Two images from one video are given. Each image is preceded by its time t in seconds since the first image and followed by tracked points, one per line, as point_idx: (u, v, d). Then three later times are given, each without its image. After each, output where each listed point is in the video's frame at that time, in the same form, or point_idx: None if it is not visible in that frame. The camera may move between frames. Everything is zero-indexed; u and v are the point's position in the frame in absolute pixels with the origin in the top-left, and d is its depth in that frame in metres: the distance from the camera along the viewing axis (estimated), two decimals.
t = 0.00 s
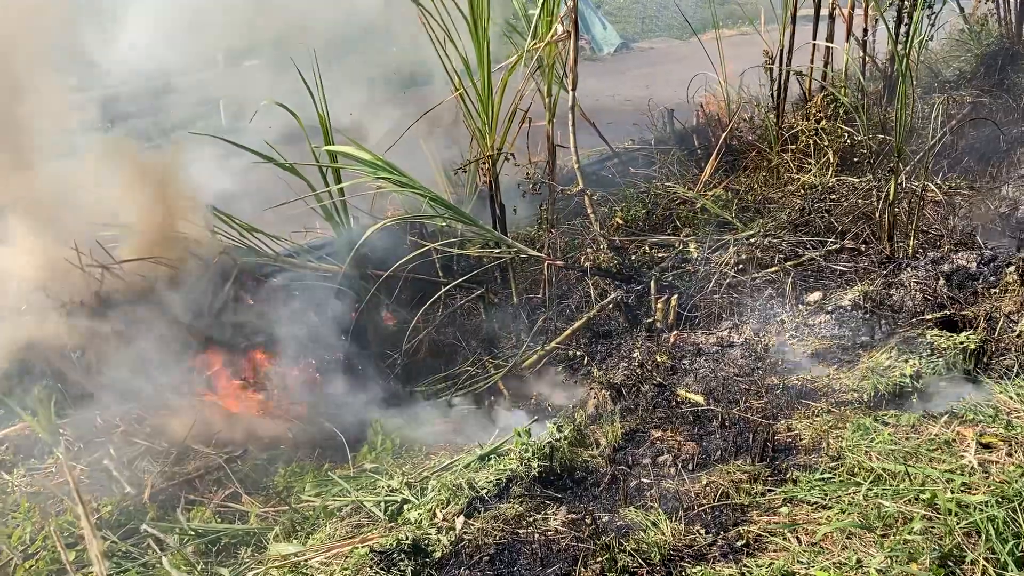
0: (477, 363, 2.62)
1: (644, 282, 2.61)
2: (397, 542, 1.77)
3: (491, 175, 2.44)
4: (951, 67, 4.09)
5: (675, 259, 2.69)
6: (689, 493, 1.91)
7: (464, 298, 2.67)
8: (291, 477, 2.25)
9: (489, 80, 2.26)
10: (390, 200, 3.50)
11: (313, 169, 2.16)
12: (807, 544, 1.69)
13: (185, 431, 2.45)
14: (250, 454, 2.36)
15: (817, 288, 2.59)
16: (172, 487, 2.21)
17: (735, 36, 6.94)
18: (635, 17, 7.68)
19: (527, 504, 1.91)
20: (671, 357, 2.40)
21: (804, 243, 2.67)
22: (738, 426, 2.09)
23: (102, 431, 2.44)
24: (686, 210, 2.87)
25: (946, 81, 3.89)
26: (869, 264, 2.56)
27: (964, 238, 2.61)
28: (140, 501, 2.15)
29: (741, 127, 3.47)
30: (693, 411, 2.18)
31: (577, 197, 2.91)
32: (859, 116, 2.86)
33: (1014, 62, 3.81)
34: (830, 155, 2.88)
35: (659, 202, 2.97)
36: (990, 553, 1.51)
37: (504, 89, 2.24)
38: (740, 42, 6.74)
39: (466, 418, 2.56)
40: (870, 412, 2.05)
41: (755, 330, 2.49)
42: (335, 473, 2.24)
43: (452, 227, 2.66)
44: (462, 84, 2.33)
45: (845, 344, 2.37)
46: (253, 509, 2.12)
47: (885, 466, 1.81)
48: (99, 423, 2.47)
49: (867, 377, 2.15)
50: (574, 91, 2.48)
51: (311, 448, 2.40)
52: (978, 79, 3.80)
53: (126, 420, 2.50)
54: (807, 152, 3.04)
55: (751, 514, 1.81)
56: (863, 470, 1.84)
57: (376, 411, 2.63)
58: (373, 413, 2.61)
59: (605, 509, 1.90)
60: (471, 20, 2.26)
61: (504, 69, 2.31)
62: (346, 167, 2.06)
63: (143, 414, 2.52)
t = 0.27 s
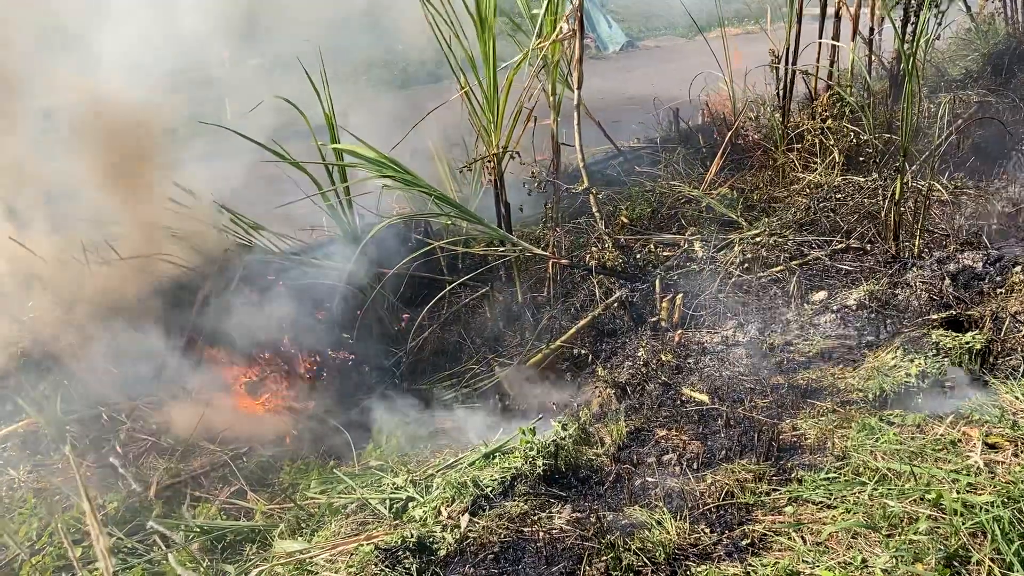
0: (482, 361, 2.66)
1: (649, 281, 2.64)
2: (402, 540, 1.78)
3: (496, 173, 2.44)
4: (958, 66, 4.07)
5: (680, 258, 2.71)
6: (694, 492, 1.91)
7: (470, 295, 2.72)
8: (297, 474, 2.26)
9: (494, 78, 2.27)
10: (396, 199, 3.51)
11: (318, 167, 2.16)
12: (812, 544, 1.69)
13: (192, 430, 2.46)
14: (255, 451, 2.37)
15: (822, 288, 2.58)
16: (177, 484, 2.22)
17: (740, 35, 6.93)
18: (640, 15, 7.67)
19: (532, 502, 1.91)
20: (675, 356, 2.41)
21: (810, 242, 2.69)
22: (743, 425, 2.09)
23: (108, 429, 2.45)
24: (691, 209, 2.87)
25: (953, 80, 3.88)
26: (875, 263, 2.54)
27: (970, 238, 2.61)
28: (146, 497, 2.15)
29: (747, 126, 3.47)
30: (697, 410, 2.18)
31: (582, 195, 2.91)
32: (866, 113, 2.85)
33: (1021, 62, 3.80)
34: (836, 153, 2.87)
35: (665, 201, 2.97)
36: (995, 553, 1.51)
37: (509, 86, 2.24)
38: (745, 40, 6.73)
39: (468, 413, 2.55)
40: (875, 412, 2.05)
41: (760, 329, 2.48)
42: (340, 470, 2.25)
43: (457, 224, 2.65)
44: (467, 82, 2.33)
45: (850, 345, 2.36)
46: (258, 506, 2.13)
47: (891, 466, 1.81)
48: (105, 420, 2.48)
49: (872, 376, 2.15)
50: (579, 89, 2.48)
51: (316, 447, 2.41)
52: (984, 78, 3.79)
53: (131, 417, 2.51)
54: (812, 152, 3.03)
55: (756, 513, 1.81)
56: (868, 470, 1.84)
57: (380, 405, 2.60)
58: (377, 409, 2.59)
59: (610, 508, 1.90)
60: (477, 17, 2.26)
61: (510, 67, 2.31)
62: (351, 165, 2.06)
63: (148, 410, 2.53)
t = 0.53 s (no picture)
0: (486, 359, 2.65)
1: (654, 280, 2.65)
2: (405, 538, 1.78)
3: (501, 170, 2.43)
4: (966, 64, 4.05)
5: (685, 257, 2.68)
6: (697, 492, 1.90)
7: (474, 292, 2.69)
8: (300, 471, 2.26)
9: (500, 76, 2.26)
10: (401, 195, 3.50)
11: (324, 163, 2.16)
12: (817, 545, 1.68)
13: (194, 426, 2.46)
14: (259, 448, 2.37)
15: (828, 288, 2.59)
16: (181, 481, 2.22)
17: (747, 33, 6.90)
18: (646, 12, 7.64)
19: (535, 501, 1.91)
20: (680, 355, 2.40)
21: (816, 242, 2.65)
22: (748, 425, 2.08)
23: (111, 425, 2.45)
24: (696, 207, 2.86)
25: (961, 79, 3.86)
26: (881, 263, 2.55)
27: (977, 238, 2.60)
28: (149, 494, 2.15)
29: (753, 125, 3.45)
30: (702, 409, 2.17)
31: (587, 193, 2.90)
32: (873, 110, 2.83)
33: None
34: (843, 152, 2.86)
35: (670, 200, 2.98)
36: (1001, 556, 1.51)
37: (515, 84, 2.23)
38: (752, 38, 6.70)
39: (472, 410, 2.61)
40: (880, 413, 2.03)
41: (766, 329, 2.47)
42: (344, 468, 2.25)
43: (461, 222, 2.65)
44: (473, 79, 2.32)
45: (855, 345, 2.32)
46: (261, 503, 2.12)
47: (896, 468, 1.81)
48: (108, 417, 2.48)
49: (878, 376, 2.14)
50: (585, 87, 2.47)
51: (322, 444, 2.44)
52: (992, 77, 3.76)
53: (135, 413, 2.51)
54: (819, 150, 3.02)
55: (760, 513, 1.80)
56: (873, 471, 1.83)
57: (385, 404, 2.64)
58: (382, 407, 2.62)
59: (613, 508, 1.89)
60: (483, 15, 2.25)
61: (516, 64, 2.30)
62: (356, 161, 2.05)
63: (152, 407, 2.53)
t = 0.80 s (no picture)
0: (493, 356, 2.67)
1: (661, 279, 2.65)
2: (411, 532, 1.79)
3: (508, 167, 2.43)
4: (974, 63, 4.04)
5: (693, 254, 2.69)
6: (704, 488, 1.90)
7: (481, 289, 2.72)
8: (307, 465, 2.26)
9: (508, 72, 2.26)
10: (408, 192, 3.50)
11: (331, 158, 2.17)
12: (823, 541, 1.68)
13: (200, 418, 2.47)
14: (265, 442, 2.38)
15: (835, 285, 2.58)
16: (188, 474, 2.22)
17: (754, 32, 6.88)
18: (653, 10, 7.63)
19: (542, 497, 1.91)
20: (686, 352, 2.41)
21: (823, 239, 2.67)
22: (754, 423, 2.08)
23: (118, 418, 2.45)
24: (703, 205, 2.86)
25: (969, 78, 3.85)
26: (887, 262, 2.54)
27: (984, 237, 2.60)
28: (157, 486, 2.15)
29: (760, 123, 3.45)
30: (708, 406, 2.18)
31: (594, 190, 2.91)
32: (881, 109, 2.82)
33: None
34: (851, 150, 2.85)
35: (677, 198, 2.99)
36: (1008, 553, 1.51)
37: (523, 80, 2.24)
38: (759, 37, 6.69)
39: (478, 405, 2.56)
40: (887, 410, 2.03)
41: (773, 326, 2.47)
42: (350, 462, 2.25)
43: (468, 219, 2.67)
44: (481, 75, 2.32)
45: (863, 343, 2.32)
46: (268, 496, 2.13)
47: (903, 465, 1.81)
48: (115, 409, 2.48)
49: (885, 374, 2.14)
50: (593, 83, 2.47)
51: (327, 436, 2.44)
52: (1001, 76, 3.76)
53: (142, 407, 2.51)
54: (826, 149, 3.02)
55: (766, 510, 1.80)
56: (880, 468, 1.83)
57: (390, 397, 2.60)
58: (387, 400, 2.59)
59: (619, 503, 1.89)
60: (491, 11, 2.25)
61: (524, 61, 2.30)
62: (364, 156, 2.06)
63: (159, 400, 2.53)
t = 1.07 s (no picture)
0: (497, 353, 2.69)
1: (665, 274, 2.60)
2: (416, 528, 1.80)
3: (513, 164, 2.43)
4: (980, 62, 4.03)
5: (698, 251, 2.68)
6: (709, 485, 1.90)
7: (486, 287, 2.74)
8: (311, 462, 2.27)
9: (513, 69, 2.26)
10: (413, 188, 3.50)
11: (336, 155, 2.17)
12: (829, 539, 1.68)
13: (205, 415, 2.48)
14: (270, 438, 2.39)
15: (840, 284, 2.57)
16: (193, 469, 2.23)
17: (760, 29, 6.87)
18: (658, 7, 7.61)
19: (546, 493, 1.92)
20: (691, 350, 2.42)
21: (828, 238, 2.65)
22: (759, 420, 2.08)
23: (123, 413, 2.46)
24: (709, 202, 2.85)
25: (976, 76, 3.84)
26: (893, 260, 2.52)
27: (990, 235, 2.60)
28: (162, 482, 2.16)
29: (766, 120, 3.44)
30: (713, 404, 2.18)
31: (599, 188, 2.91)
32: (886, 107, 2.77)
33: None
34: (857, 147, 2.84)
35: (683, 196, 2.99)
36: (1014, 552, 1.51)
37: (528, 77, 2.23)
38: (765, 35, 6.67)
39: (484, 403, 2.55)
40: (893, 408, 2.03)
41: (778, 324, 2.47)
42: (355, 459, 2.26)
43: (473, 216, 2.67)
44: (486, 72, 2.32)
45: (868, 341, 2.32)
46: (273, 492, 2.13)
47: (908, 463, 1.80)
48: (121, 404, 2.49)
49: (890, 372, 2.14)
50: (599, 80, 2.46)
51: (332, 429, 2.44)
52: (1008, 74, 3.75)
53: (148, 402, 2.52)
54: (831, 146, 3.01)
55: (772, 507, 1.80)
56: (886, 466, 1.82)
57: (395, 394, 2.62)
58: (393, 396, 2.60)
59: (624, 500, 1.89)
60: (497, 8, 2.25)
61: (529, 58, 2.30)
62: (368, 152, 2.06)
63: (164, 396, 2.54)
